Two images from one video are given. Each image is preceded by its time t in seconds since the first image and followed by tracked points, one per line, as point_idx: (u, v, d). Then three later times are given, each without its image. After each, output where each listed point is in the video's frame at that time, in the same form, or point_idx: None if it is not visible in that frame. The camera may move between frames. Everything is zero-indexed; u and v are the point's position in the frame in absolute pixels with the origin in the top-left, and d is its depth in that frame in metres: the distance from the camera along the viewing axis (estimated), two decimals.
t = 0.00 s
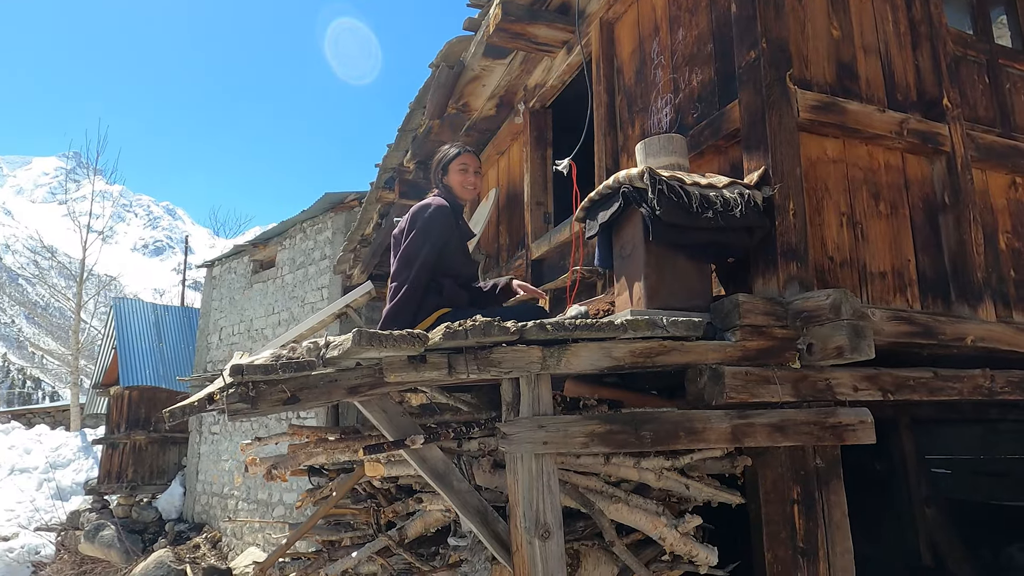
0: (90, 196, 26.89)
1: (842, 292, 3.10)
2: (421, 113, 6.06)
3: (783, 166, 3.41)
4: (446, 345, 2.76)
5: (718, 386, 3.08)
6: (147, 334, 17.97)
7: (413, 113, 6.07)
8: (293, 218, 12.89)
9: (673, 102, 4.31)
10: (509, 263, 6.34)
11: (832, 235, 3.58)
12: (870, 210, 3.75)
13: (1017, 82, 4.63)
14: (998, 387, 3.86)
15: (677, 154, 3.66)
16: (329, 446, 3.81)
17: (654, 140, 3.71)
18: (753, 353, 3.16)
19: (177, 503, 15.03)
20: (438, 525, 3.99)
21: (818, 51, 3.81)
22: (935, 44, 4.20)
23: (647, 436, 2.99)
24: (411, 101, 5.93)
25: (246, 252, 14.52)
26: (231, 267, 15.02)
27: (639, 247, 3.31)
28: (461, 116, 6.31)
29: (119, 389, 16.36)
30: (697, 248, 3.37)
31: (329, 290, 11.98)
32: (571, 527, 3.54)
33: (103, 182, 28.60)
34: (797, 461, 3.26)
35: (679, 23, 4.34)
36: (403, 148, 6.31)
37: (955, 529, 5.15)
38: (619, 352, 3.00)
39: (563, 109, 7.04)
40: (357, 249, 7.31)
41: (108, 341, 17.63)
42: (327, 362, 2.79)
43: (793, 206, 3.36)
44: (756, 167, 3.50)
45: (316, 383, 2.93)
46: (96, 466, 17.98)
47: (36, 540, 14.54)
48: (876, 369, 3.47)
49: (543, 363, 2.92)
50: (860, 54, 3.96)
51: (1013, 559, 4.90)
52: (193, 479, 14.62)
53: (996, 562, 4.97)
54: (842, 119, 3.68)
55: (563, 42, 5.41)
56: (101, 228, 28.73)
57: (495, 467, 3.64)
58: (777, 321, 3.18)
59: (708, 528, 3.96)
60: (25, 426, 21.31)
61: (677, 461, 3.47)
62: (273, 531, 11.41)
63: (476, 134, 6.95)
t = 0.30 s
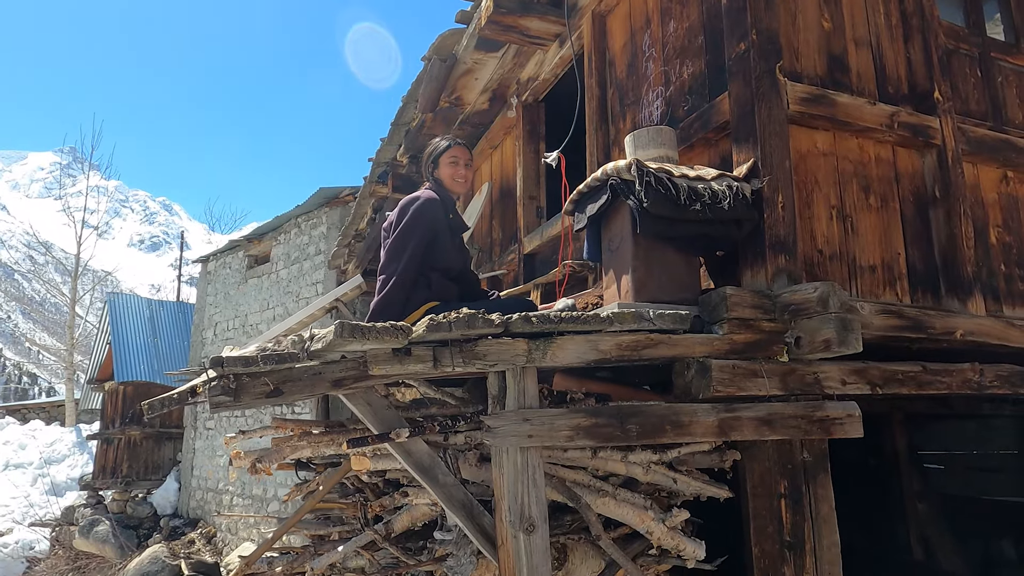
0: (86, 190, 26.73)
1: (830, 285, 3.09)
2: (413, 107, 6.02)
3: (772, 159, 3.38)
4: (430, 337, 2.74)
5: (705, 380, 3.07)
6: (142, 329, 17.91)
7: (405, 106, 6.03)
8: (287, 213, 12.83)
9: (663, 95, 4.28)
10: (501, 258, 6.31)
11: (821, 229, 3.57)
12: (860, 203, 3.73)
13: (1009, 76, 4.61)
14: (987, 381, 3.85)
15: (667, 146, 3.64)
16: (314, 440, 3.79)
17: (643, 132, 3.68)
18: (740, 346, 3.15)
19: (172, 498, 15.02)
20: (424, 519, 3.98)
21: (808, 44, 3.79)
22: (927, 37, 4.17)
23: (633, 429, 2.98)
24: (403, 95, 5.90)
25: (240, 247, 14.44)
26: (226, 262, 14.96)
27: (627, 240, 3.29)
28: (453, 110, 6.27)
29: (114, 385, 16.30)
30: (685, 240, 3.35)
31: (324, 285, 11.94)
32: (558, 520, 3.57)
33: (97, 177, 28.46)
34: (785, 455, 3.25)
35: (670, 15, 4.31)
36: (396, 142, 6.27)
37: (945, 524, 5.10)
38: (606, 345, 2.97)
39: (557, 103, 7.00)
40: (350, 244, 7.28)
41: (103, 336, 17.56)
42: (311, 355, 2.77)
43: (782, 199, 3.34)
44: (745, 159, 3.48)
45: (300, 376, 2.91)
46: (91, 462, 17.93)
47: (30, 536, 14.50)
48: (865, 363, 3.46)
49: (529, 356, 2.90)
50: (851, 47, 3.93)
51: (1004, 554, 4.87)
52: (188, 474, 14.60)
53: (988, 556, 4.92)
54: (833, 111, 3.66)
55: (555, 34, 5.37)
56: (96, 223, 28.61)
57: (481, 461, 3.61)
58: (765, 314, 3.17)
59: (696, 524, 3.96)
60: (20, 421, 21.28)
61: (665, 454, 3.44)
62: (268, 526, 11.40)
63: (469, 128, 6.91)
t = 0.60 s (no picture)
0: (84, 185, 26.64)
1: (825, 277, 3.08)
2: (410, 101, 6.00)
3: (767, 152, 3.37)
4: (422, 330, 2.73)
5: (699, 373, 3.06)
6: (141, 324, 17.90)
7: (402, 100, 6.01)
8: (286, 208, 12.80)
9: (660, 88, 4.26)
10: (498, 252, 6.30)
11: (816, 222, 3.56)
12: (856, 196, 3.72)
13: (1007, 69, 4.60)
14: (982, 374, 3.85)
15: (662, 139, 3.62)
16: (308, 433, 3.78)
17: (638, 125, 3.67)
18: (734, 339, 3.14)
19: (171, 493, 15.04)
20: (419, 512, 3.96)
21: (805, 36, 3.77)
22: (924, 29, 4.16)
23: (627, 422, 2.97)
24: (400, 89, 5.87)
25: (238, 242, 14.41)
26: (224, 257, 14.94)
27: (622, 232, 3.27)
28: (450, 103, 6.25)
29: (112, 380, 16.29)
30: (679, 233, 3.34)
31: (322, 281, 11.92)
32: (552, 513, 3.57)
33: (95, 172, 28.41)
34: (778, 448, 3.25)
35: (667, 7, 4.29)
36: (393, 137, 6.25)
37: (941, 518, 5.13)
38: (599, 338, 2.97)
39: (554, 96, 6.98)
40: (347, 239, 7.26)
41: (101, 331, 17.54)
42: (304, 348, 2.76)
43: (777, 192, 3.32)
44: (740, 152, 3.47)
45: (292, 368, 2.90)
46: (90, 456, 17.92)
47: (29, 530, 14.50)
48: (859, 356, 3.46)
49: (522, 349, 2.89)
50: (847, 40, 3.92)
51: (1000, 548, 4.92)
52: (187, 469, 14.61)
53: (983, 550, 4.99)
54: (829, 104, 3.65)
55: (552, 28, 5.35)
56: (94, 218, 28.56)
57: (474, 453, 3.58)
58: (759, 307, 3.17)
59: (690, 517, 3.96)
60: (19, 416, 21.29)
61: (660, 448, 3.44)
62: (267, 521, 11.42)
63: (466, 122, 6.89)
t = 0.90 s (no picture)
0: (87, 182, 26.64)
1: (832, 270, 3.07)
2: (413, 96, 5.99)
3: (774, 144, 3.36)
4: (428, 322, 2.72)
5: (705, 365, 3.06)
6: (144, 321, 17.91)
7: (406, 95, 6.00)
8: (288, 204, 12.79)
9: (665, 82, 4.24)
10: (502, 248, 6.28)
11: (823, 215, 3.54)
12: (862, 189, 3.70)
13: (1014, 62, 4.58)
14: (989, 368, 3.84)
15: (668, 132, 3.61)
16: (314, 425, 3.79)
17: (644, 118, 3.66)
18: (741, 332, 3.14)
19: (174, 488, 15.09)
20: (424, 505, 3.97)
21: (811, 29, 3.75)
22: (931, 22, 4.14)
23: (633, 415, 2.97)
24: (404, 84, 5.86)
25: (241, 238, 14.41)
26: (226, 253, 14.93)
27: (628, 225, 3.27)
28: (453, 98, 6.23)
29: (116, 376, 16.31)
30: (686, 226, 3.33)
31: (324, 277, 11.92)
32: (558, 507, 3.57)
33: (97, 168, 28.42)
34: (785, 441, 3.25)
35: (673, 1, 4.27)
36: (396, 132, 6.24)
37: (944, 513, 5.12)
38: (605, 330, 2.96)
39: (558, 91, 6.96)
40: (350, 234, 7.25)
41: (104, 327, 17.56)
42: (310, 340, 2.77)
43: (784, 184, 3.31)
44: (746, 145, 3.46)
45: (299, 359, 2.88)
46: (93, 452, 17.96)
47: (33, 525, 14.54)
48: (865, 350, 3.45)
49: (529, 341, 2.88)
50: (854, 32, 3.90)
51: (1002, 544, 4.81)
52: (190, 464, 14.64)
53: (986, 547, 4.88)
54: (835, 97, 3.63)
55: (556, 22, 5.33)
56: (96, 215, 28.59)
57: (480, 446, 3.62)
58: (766, 300, 3.16)
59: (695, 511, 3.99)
60: (23, 412, 21.37)
61: (665, 441, 3.43)
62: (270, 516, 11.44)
63: (470, 117, 6.87)
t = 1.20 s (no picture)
0: (94, 180, 26.76)
1: (842, 265, 3.06)
2: (420, 92, 5.99)
3: (784, 139, 3.34)
4: (439, 316, 2.72)
5: (715, 360, 3.05)
6: (150, 318, 17.97)
7: (412, 92, 6.00)
8: (294, 202, 12.81)
9: (673, 77, 4.23)
10: (508, 244, 6.26)
11: (833, 210, 3.53)
12: (872, 184, 3.69)
13: None
14: (999, 364, 3.82)
15: (677, 126, 3.60)
16: (324, 420, 3.80)
17: (653, 113, 3.65)
18: (751, 327, 3.13)
19: (180, 485, 15.15)
20: (433, 500, 3.98)
21: (821, 23, 3.74)
22: (941, 16, 4.11)
23: (643, 410, 2.97)
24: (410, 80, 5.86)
25: (247, 236, 14.44)
26: (232, 250, 14.96)
27: (637, 220, 3.26)
28: (460, 95, 6.23)
29: (122, 373, 16.36)
30: (695, 221, 3.32)
31: (330, 274, 11.92)
32: (567, 501, 3.61)
33: (103, 166, 28.50)
34: (795, 437, 3.24)
35: None
36: (402, 128, 6.24)
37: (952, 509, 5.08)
38: (615, 325, 2.96)
39: (565, 88, 6.95)
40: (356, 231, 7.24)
41: (111, 325, 17.62)
42: (321, 335, 2.78)
43: (794, 179, 3.30)
44: (756, 139, 3.44)
45: (309, 354, 2.91)
46: (100, 449, 18.02)
47: (41, 521, 14.61)
48: (876, 345, 3.44)
49: (539, 336, 2.88)
50: (864, 27, 3.88)
51: (1011, 541, 4.76)
52: (197, 461, 14.69)
53: (994, 544, 4.83)
54: (845, 91, 3.61)
55: (563, 17, 5.32)
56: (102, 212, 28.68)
57: (490, 441, 3.62)
58: (776, 295, 3.15)
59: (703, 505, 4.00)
60: (30, 409, 21.47)
61: (674, 436, 3.44)
62: (276, 513, 11.47)
63: (476, 114, 6.86)
